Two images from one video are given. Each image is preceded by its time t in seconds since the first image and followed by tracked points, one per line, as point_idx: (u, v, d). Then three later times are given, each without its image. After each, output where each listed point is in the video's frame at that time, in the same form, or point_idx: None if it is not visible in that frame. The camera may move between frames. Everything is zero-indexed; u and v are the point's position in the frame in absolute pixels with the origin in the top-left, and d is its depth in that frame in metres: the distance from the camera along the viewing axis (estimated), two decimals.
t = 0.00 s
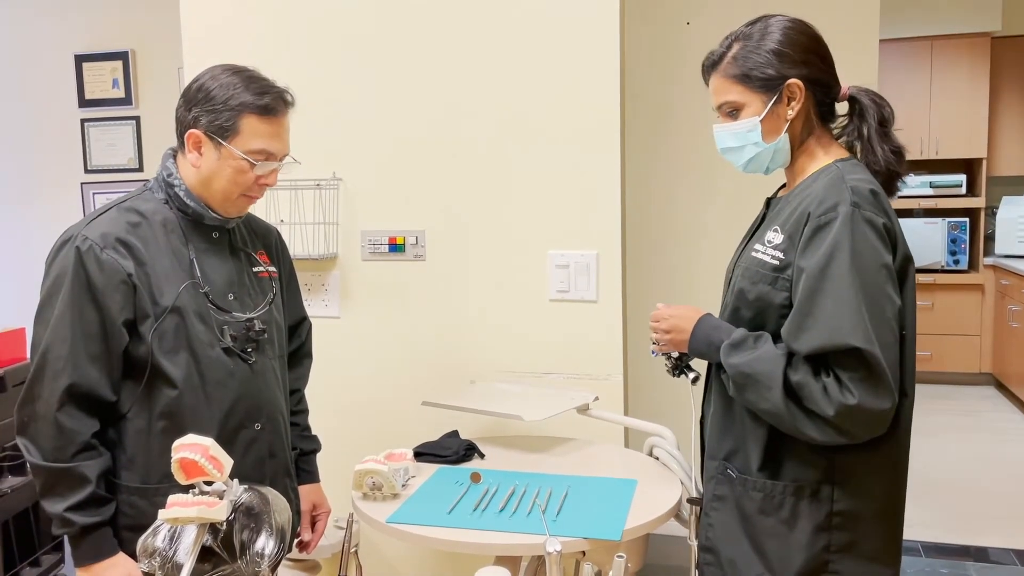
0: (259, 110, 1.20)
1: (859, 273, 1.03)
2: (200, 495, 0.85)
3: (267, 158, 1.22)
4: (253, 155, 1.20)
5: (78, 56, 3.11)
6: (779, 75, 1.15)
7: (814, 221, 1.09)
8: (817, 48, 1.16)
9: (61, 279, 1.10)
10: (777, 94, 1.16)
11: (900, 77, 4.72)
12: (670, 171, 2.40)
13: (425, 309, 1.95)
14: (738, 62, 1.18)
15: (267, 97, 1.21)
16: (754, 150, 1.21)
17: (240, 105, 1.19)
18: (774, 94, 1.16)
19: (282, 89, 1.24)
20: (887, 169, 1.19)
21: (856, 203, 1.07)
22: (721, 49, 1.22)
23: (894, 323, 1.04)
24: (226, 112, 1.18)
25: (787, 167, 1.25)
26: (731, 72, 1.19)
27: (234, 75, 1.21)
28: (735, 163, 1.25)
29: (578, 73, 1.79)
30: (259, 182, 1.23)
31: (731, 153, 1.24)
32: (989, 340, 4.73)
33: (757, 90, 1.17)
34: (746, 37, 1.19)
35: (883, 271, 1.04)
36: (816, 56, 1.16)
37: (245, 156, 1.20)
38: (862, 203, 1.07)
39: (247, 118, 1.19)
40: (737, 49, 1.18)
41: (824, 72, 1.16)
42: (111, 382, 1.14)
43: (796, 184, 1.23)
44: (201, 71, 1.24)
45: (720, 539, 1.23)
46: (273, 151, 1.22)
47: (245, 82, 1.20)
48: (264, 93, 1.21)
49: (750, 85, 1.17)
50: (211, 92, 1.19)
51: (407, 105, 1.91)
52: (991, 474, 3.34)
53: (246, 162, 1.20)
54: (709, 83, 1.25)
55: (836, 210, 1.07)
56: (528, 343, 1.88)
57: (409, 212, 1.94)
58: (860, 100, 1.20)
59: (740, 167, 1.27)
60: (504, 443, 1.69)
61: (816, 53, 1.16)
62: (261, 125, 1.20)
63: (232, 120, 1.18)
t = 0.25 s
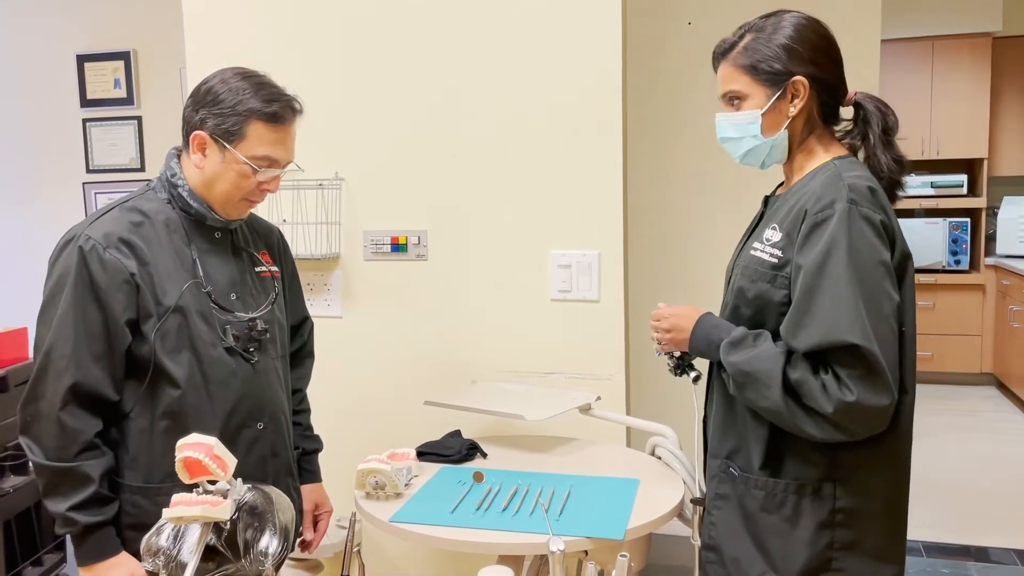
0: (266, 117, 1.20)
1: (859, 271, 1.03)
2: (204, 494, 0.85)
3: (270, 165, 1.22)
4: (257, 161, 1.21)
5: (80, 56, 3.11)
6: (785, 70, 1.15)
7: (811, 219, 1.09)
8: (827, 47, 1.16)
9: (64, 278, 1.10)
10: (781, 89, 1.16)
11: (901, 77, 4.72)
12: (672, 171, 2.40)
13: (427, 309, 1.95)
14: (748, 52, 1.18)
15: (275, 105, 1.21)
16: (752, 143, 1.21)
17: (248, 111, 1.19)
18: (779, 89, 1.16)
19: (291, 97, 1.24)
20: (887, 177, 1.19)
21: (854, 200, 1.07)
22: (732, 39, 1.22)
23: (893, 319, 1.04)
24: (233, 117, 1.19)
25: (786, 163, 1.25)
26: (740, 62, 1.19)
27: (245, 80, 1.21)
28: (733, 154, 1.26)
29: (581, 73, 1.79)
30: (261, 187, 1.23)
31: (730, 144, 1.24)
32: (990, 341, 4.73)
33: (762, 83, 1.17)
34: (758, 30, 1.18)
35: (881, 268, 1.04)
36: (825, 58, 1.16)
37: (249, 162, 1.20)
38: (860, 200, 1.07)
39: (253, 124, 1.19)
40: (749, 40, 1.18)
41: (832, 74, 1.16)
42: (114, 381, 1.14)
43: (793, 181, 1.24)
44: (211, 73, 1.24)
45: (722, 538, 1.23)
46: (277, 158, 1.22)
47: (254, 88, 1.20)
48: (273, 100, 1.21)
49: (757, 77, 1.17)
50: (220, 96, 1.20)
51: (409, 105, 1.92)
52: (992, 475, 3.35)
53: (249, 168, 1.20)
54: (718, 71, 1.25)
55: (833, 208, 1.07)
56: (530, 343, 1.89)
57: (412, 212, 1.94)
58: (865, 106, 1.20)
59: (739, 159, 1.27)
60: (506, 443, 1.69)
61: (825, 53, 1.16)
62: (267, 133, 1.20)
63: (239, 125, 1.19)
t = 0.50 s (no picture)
0: (269, 116, 1.21)
1: (860, 272, 1.03)
2: (208, 494, 0.85)
3: (274, 164, 1.23)
4: (261, 159, 1.21)
5: (83, 57, 3.11)
6: (789, 72, 1.15)
7: (813, 221, 1.09)
8: (832, 49, 1.16)
9: (69, 279, 1.11)
10: (785, 90, 1.17)
11: (902, 77, 4.72)
12: (674, 171, 2.40)
13: (430, 308, 1.95)
14: (752, 53, 1.18)
15: (278, 103, 1.21)
16: (756, 143, 1.21)
17: (252, 110, 1.19)
18: (782, 90, 1.17)
19: (294, 96, 1.24)
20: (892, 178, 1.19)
21: (856, 202, 1.07)
22: (737, 40, 1.23)
23: (893, 320, 1.04)
24: (237, 115, 1.19)
25: (789, 164, 1.26)
26: (744, 63, 1.19)
27: (248, 79, 1.22)
28: (737, 154, 1.26)
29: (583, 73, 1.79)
30: (266, 186, 1.24)
31: (734, 144, 1.25)
32: (991, 340, 4.73)
33: (765, 84, 1.17)
34: (763, 31, 1.19)
35: (882, 269, 1.04)
36: (830, 60, 1.16)
37: (253, 160, 1.20)
38: (861, 202, 1.07)
39: (257, 123, 1.20)
40: (753, 41, 1.19)
41: (836, 76, 1.17)
42: (119, 381, 1.14)
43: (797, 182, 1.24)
44: (214, 72, 1.24)
45: (723, 538, 1.23)
46: (281, 157, 1.23)
47: (257, 87, 1.21)
48: (276, 99, 1.21)
49: (760, 78, 1.18)
50: (223, 95, 1.20)
51: (412, 105, 1.92)
52: (993, 475, 3.34)
53: (254, 166, 1.20)
54: (722, 72, 1.25)
55: (835, 210, 1.07)
56: (532, 343, 1.89)
57: (414, 212, 1.95)
58: (870, 106, 1.20)
59: (742, 159, 1.27)
60: (509, 443, 1.69)
61: (830, 55, 1.16)
62: (270, 130, 1.21)
63: (243, 124, 1.19)
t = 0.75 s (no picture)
0: (272, 114, 1.21)
1: (866, 273, 1.03)
2: (213, 493, 0.85)
3: (278, 162, 1.23)
4: (265, 158, 1.21)
5: (85, 57, 3.12)
6: (793, 71, 1.15)
7: (820, 222, 1.09)
8: (837, 48, 1.16)
9: (72, 279, 1.11)
10: (790, 89, 1.17)
11: (904, 76, 4.72)
12: (676, 170, 2.40)
13: (433, 308, 1.95)
14: (756, 53, 1.18)
15: (281, 102, 1.21)
16: (761, 143, 1.21)
17: (255, 108, 1.19)
18: (787, 89, 1.16)
19: (296, 94, 1.24)
20: (897, 176, 1.19)
21: (862, 203, 1.07)
22: (741, 40, 1.23)
23: (900, 322, 1.04)
24: (240, 114, 1.19)
25: (794, 164, 1.26)
26: (748, 62, 1.19)
27: (250, 78, 1.22)
28: (743, 154, 1.25)
29: (586, 72, 1.79)
30: (269, 185, 1.24)
31: (739, 144, 1.24)
32: (994, 340, 4.73)
33: (770, 83, 1.17)
34: (768, 30, 1.19)
35: (889, 271, 1.04)
36: (835, 58, 1.16)
37: (257, 159, 1.20)
38: (868, 203, 1.07)
39: (261, 121, 1.20)
40: (758, 40, 1.19)
41: (840, 74, 1.16)
42: (122, 381, 1.14)
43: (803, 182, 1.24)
44: (217, 72, 1.24)
45: (727, 538, 1.23)
46: (285, 155, 1.23)
47: (260, 86, 1.21)
48: (279, 97, 1.21)
49: (765, 78, 1.18)
50: (226, 94, 1.20)
51: (415, 105, 1.92)
52: (996, 474, 3.34)
53: (257, 165, 1.20)
54: (727, 72, 1.25)
55: (841, 211, 1.07)
56: (535, 342, 1.89)
57: (417, 212, 1.94)
58: (874, 105, 1.20)
59: (748, 159, 1.27)
60: (513, 442, 1.69)
61: (835, 53, 1.16)
62: (273, 129, 1.21)
63: (246, 123, 1.19)
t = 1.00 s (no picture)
0: (275, 113, 1.20)
1: (872, 274, 1.03)
2: (216, 494, 0.85)
3: (281, 162, 1.23)
4: (268, 158, 1.21)
5: (86, 57, 3.12)
6: (796, 70, 1.15)
7: (826, 223, 1.09)
8: (840, 48, 1.16)
9: (75, 280, 1.11)
10: (793, 89, 1.16)
11: (905, 75, 4.71)
12: (678, 170, 2.40)
13: (435, 308, 1.95)
14: (759, 53, 1.18)
15: (284, 101, 1.21)
16: (765, 143, 1.20)
17: (257, 108, 1.19)
18: (791, 88, 1.16)
19: (298, 93, 1.24)
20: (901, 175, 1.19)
21: (868, 204, 1.07)
22: (743, 40, 1.23)
23: (907, 324, 1.04)
24: (242, 114, 1.19)
25: (798, 165, 1.25)
26: (751, 62, 1.19)
27: (252, 78, 1.21)
28: (746, 155, 1.25)
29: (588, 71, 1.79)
30: (272, 184, 1.24)
31: (742, 144, 1.24)
32: (996, 339, 4.72)
33: (773, 83, 1.17)
34: (770, 30, 1.19)
35: (895, 272, 1.04)
36: (837, 57, 1.15)
37: (260, 158, 1.20)
38: (874, 204, 1.07)
39: (263, 121, 1.20)
40: (760, 40, 1.19)
41: (843, 74, 1.16)
42: (125, 381, 1.14)
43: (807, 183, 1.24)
44: (219, 72, 1.24)
45: (732, 540, 1.23)
46: (287, 155, 1.23)
47: (262, 85, 1.21)
48: (281, 96, 1.21)
49: (768, 77, 1.17)
50: (228, 94, 1.20)
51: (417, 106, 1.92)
52: (999, 474, 3.33)
53: (260, 164, 1.20)
54: (729, 72, 1.25)
55: (847, 212, 1.07)
56: (538, 343, 1.89)
57: (419, 212, 1.94)
58: (877, 104, 1.20)
59: (751, 160, 1.27)
60: (515, 443, 1.69)
61: (837, 53, 1.16)
62: (276, 128, 1.21)
63: (249, 123, 1.19)
